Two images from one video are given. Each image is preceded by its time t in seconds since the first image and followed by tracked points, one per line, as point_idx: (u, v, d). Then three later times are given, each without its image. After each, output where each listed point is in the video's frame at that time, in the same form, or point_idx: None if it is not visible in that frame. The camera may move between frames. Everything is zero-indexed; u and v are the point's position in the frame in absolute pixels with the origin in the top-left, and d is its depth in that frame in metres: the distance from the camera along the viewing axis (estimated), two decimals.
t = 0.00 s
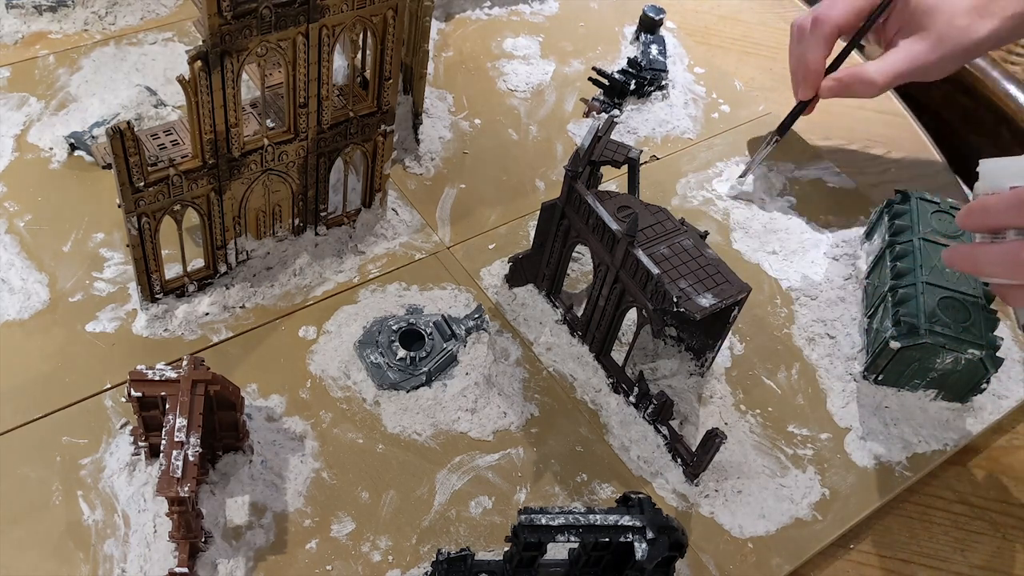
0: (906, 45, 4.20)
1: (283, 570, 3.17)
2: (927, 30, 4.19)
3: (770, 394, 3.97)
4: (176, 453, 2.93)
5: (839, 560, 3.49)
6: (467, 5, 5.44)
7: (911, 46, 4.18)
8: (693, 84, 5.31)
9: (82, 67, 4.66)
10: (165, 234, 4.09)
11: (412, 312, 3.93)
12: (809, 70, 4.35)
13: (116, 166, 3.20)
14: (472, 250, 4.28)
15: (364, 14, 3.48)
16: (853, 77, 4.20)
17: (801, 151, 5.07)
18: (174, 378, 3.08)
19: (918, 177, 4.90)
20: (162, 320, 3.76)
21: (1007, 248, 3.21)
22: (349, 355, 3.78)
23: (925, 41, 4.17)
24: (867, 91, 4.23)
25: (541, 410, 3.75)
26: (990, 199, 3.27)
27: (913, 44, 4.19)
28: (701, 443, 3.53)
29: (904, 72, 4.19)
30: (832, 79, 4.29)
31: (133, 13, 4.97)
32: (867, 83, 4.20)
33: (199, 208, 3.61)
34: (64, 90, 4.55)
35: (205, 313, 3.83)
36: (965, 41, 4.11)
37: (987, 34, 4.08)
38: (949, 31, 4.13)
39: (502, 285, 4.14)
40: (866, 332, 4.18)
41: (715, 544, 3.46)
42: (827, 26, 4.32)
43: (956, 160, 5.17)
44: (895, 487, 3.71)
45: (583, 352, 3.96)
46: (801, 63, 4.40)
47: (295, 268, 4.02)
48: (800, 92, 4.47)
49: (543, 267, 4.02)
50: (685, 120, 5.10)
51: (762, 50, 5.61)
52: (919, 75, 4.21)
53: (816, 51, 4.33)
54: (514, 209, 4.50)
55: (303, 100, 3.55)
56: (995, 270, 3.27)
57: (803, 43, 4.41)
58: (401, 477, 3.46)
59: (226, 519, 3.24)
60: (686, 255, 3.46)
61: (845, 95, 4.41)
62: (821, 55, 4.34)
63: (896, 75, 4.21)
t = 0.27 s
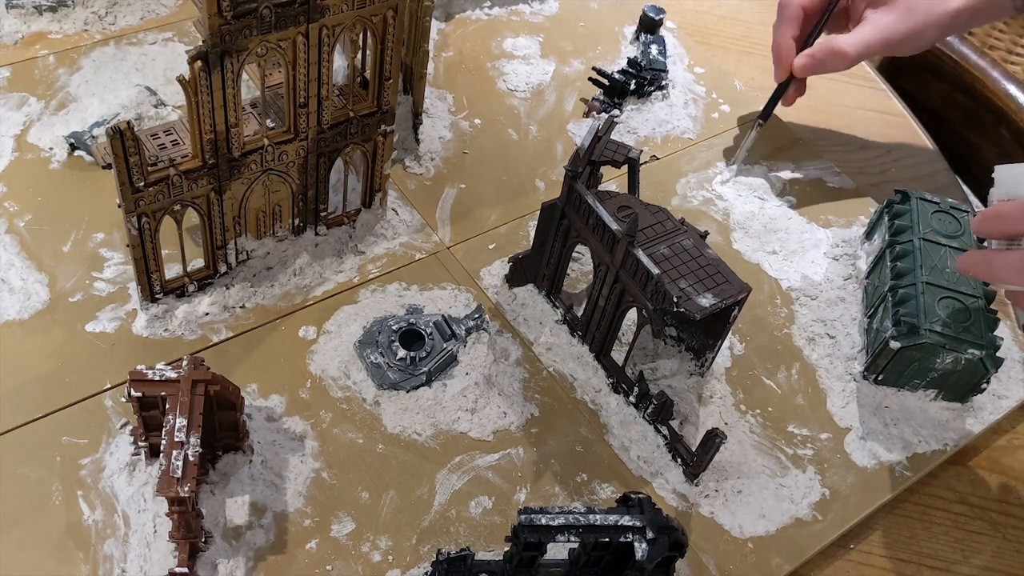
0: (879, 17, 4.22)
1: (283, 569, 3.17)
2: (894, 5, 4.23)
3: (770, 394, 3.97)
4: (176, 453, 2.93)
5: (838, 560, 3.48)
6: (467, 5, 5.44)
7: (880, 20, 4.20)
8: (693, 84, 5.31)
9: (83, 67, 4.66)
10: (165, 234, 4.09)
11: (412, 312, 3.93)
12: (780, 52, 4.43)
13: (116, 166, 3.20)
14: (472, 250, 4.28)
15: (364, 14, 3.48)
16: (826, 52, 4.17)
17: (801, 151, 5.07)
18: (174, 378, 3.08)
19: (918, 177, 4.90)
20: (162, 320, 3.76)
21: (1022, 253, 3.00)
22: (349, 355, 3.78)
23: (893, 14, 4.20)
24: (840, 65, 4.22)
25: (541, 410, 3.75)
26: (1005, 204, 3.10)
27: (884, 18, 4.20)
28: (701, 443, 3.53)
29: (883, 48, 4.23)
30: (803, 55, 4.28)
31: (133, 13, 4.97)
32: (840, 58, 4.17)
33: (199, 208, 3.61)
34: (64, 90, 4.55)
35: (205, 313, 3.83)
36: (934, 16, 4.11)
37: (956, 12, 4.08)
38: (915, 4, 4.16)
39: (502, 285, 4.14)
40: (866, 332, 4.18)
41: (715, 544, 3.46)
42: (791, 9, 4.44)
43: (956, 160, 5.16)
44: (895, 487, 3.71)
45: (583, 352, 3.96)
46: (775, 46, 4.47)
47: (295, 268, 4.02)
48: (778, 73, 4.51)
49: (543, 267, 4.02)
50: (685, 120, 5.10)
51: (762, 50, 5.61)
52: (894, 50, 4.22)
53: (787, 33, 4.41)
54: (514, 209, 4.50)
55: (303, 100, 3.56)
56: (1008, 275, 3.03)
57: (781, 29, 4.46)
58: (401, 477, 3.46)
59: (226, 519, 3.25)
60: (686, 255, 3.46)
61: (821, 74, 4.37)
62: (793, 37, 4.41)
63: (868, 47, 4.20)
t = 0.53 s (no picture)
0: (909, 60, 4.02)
1: (283, 569, 3.17)
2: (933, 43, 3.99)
3: (770, 394, 3.97)
4: (176, 453, 2.93)
5: (838, 560, 3.48)
6: (467, 5, 5.44)
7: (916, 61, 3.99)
8: (693, 84, 5.31)
9: (82, 67, 4.66)
10: (165, 234, 4.09)
11: (412, 312, 3.93)
12: (816, 98, 4.19)
13: (116, 166, 3.20)
14: (472, 250, 4.28)
15: (364, 13, 3.48)
16: (858, 99, 4.09)
17: (801, 151, 5.07)
18: (174, 378, 3.08)
19: (918, 177, 4.90)
20: (162, 320, 3.76)
21: None
22: (349, 355, 3.77)
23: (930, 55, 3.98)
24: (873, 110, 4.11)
25: (540, 410, 3.75)
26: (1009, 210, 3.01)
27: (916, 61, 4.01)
28: (701, 443, 3.53)
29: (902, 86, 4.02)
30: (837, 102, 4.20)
31: (133, 13, 4.97)
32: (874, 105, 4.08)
33: (199, 208, 3.61)
34: (64, 90, 4.55)
35: (205, 313, 3.83)
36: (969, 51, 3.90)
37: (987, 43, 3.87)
38: (952, 42, 3.93)
39: (501, 285, 4.14)
40: (866, 332, 4.18)
41: (714, 544, 3.46)
42: (836, 52, 4.13)
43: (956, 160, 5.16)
44: (895, 487, 3.71)
45: (583, 352, 3.96)
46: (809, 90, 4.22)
47: (295, 268, 4.02)
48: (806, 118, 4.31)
49: (543, 267, 4.02)
50: (685, 120, 5.10)
51: (761, 50, 5.62)
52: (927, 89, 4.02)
53: (826, 78, 4.14)
54: (514, 209, 4.50)
55: (303, 100, 3.56)
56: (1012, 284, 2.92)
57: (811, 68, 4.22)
58: (401, 477, 3.46)
59: (226, 519, 3.24)
60: (686, 255, 3.46)
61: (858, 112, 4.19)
62: (831, 81, 4.15)
63: (903, 94, 4.04)
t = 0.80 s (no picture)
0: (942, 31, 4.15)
1: (283, 569, 3.17)
2: None
3: (771, 394, 3.97)
4: (176, 453, 2.93)
5: (838, 560, 3.48)
6: (467, 5, 5.44)
7: None
8: (693, 84, 5.31)
9: (82, 67, 4.66)
10: (165, 234, 4.09)
11: (412, 312, 3.93)
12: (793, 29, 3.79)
13: (116, 166, 3.21)
14: (472, 250, 4.28)
15: (364, 14, 3.48)
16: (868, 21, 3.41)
17: (801, 151, 5.07)
18: (174, 378, 3.08)
19: (918, 177, 4.90)
20: (162, 320, 3.76)
21: None
22: (349, 355, 3.77)
23: None
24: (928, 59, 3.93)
25: (541, 410, 3.75)
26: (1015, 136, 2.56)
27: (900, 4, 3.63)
28: (701, 443, 3.53)
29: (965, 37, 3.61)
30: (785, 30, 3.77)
31: (133, 13, 4.97)
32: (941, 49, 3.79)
33: (199, 207, 3.61)
34: (64, 90, 4.55)
35: (205, 313, 3.83)
36: None
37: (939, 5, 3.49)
38: None
39: (502, 285, 4.14)
40: (866, 332, 4.18)
41: (714, 543, 3.46)
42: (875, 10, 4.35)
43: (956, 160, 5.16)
44: (895, 487, 3.71)
45: (583, 352, 3.96)
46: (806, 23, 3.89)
47: (295, 268, 4.02)
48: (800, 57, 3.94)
49: (543, 267, 4.02)
50: (686, 120, 5.10)
51: (761, 50, 5.61)
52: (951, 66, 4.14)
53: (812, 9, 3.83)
54: (514, 209, 4.50)
55: (303, 100, 3.56)
56: None
57: None
58: (401, 477, 3.46)
59: (226, 519, 3.24)
60: (686, 255, 3.46)
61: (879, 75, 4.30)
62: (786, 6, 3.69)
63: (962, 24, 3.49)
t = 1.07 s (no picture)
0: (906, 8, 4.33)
1: (283, 570, 3.17)
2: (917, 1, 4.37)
3: (771, 394, 3.97)
4: (176, 453, 2.93)
5: (838, 560, 3.48)
6: (467, 5, 5.44)
7: None
8: (693, 84, 5.31)
9: (82, 67, 4.65)
10: (165, 234, 4.09)
11: (412, 312, 3.93)
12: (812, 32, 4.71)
13: (116, 166, 3.20)
14: (472, 250, 4.28)
15: (364, 13, 3.48)
16: (851, 39, 4.37)
17: (801, 151, 5.07)
18: (174, 378, 3.08)
19: (919, 177, 4.90)
20: (162, 320, 3.76)
21: None
22: (349, 355, 3.77)
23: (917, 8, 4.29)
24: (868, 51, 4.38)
25: (541, 410, 3.75)
26: None
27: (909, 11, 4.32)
28: (701, 443, 3.53)
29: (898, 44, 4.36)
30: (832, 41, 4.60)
31: (133, 13, 4.97)
32: (866, 45, 4.35)
33: (199, 208, 3.61)
34: (64, 90, 4.55)
35: (205, 313, 3.83)
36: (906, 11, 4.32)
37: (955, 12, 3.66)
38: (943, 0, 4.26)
39: (501, 285, 4.14)
40: (866, 332, 4.18)
41: (714, 543, 3.46)
42: None
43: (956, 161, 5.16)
44: (895, 488, 3.71)
45: (584, 352, 3.96)
46: (808, 29, 4.75)
47: (295, 268, 4.02)
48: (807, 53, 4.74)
49: (543, 267, 4.02)
50: (686, 120, 5.10)
51: (761, 50, 5.61)
52: (918, 42, 4.31)
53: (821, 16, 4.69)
54: (514, 209, 4.50)
55: (303, 100, 3.55)
56: None
57: None
58: (401, 477, 3.46)
59: (226, 519, 3.24)
60: (686, 255, 3.46)
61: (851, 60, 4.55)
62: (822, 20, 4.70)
63: (892, 37, 4.31)
